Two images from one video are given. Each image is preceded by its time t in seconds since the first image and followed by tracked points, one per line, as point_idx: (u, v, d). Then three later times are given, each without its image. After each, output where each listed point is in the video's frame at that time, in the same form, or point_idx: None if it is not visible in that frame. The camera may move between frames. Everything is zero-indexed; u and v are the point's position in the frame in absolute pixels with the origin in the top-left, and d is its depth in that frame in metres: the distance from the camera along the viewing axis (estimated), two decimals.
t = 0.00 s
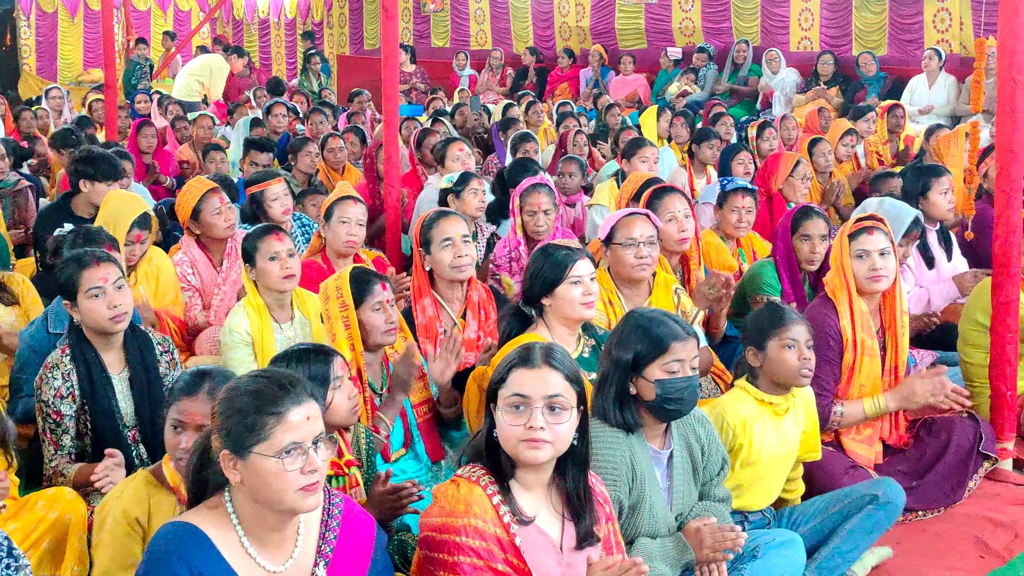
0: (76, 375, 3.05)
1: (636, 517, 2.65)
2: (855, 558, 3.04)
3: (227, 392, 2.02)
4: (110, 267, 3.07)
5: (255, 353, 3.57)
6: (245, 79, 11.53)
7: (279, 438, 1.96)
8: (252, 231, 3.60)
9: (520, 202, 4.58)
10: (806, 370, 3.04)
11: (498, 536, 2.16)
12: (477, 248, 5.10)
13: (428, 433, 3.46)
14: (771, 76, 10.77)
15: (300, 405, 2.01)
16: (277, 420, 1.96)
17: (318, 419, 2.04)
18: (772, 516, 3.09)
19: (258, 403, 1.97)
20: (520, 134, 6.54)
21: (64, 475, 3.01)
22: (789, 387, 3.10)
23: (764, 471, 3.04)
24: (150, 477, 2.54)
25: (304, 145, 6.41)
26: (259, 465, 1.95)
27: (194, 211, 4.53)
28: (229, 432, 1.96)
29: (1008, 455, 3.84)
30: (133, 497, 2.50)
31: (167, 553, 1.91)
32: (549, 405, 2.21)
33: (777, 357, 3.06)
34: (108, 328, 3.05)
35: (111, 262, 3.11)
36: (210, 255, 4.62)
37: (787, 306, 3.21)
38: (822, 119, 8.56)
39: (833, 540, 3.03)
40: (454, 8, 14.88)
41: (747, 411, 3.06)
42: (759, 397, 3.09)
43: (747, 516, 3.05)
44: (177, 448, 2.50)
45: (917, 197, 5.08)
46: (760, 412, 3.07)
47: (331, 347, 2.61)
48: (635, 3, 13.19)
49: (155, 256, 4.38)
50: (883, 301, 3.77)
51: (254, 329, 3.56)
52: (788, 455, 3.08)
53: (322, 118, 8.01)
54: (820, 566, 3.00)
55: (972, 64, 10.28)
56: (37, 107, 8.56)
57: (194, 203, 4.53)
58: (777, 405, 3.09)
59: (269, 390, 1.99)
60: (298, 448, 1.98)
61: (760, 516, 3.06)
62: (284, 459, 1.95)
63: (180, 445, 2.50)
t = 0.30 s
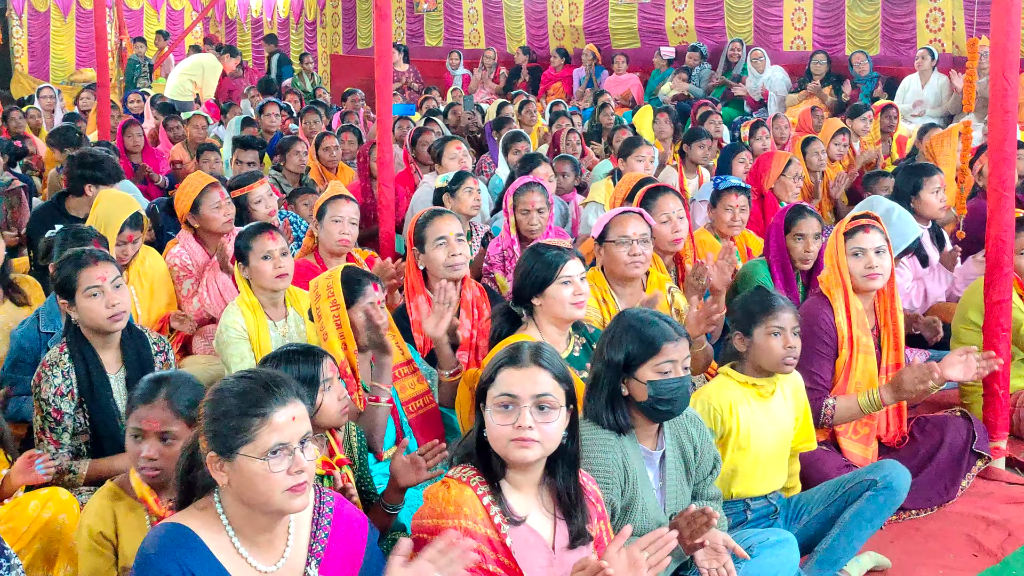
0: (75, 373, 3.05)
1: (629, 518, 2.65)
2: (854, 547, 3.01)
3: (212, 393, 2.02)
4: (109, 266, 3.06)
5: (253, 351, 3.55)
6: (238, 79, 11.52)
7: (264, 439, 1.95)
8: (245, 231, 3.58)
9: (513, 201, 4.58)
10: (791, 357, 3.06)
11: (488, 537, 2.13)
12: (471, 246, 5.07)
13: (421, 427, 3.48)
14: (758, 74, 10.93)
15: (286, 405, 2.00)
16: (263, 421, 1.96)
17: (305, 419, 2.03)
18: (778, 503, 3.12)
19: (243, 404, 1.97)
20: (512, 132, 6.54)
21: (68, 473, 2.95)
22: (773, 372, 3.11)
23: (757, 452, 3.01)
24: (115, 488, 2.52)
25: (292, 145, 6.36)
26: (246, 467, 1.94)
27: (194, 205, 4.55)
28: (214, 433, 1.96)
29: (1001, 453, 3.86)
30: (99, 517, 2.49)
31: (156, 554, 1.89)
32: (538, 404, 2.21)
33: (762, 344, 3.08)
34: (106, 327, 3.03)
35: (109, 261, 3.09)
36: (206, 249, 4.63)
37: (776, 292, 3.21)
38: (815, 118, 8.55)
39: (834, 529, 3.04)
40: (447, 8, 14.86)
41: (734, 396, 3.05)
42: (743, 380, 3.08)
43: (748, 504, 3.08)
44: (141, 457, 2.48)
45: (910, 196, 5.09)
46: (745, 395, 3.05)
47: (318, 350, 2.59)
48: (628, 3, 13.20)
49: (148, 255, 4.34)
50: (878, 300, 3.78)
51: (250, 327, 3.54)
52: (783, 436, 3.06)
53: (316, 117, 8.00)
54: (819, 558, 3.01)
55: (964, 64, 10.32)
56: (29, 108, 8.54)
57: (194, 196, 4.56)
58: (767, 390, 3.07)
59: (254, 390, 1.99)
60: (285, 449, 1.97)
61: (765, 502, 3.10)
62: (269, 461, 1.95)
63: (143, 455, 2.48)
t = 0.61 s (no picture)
0: (66, 373, 3.03)
1: (620, 518, 2.65)
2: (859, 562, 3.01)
3: (196, 398, 2.01)
4: (99, 265, 3.04)
5: (243, 349, 3.54)
6: (229, 78, 11.50)
7: (249, 442, 1.94)
8: (246, 228, 3.58)
9: (505, 200, 4.57)
10: (791, 354, 3.07)
11: (474, 539, 2.14)
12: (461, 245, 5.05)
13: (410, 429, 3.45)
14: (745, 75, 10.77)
15: (271, 409, 1.99)
16: (248, 425, 1.94)
17: (290, 422, 2.02)
18: (783, 503, 3.07)
19: (227, 407, 1.96)
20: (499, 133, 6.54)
21: (62, 469, 2.94)
22: (774, 370, 3.11)
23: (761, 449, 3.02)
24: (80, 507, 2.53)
25: (280, 144, 6.32)
26: (231, 471, 1.93)
27: (203, 200, 4.48)
28: (199, 439, 1.95)
29: (991, 451, 3.87)
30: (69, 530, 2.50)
31: (143, 560, 1.89)
32: (518, 403, 2.20)
33: (760, 343, 3.07)
34: (97, 326, 3.01)
35: (101, 260, 3.07)
36: (212, 244, 4.56)
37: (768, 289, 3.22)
38: (807, 118, 8.56)
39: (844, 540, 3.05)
40: (439, 7, 14.84)
41: (738, 396, 3.06)
42: (748, 379, 3.10)
43: (754, 501, 3.03)
44: (111, 487, 2.52)
45: (901, 195, 5.10)
46: (750, 394, 3.07)
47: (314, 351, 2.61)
48: (620, 2, 13.19)
49: (148, 254, 4.42)
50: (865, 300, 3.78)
51: (246, 324, 3.54)
52: (783, 431, 3.07)
53: (307, 116, 7.98)
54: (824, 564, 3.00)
55: (954, 63, 10.35)
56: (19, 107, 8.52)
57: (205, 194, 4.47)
58: (768, 387, 3.09)
59: (237, 393, 1.97)
60: (270, 452, 1.95)
61: (770, 501, 3.05)
62: (255, 464, 1.93)
63: (114, 485, 2.52)
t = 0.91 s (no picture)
0: (54, 378, 3.02)
1: (619, 516, 2.64)
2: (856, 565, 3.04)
3: (184, 399, 2.01)
4: (87, 268, 3.02)
5: (247, 347, 3.52)
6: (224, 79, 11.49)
7: (238, 444, 1.93)
8: (249, 227, 3.57)
9: (501, 200, 4.58)
10: (819, 360, 3.05)
11: (465, 542, 2.13)
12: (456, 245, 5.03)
13: (411, 426, 3.42)
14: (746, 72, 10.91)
15: (260, 409, 1.98)
16: (237, 426, 1.94)
17: (279, 422, 2.01)
18: (782, 511, 3.09)
19: (215, 409, 1.95)
20: (488, 134, 6.56)
21: (45, 478, 2.92)
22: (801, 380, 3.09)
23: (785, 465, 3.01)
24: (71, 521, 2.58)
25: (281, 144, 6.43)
26: (220, 472, 1.92)
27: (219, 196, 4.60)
28: (189, 441, 1.94)
29: (987, 451, 3.85)
30: (63, 532, 2.56)
31: (134, 562, 1.88)
32: (503, 404, 2.19)
33: (788, 350, 3.06)
34: (85, 328, 3.00)
35: (88, 263, 3.05)
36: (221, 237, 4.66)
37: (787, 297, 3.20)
38: (802, 117, 8.57)
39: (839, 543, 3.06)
40: (433, 7, 14.86)
41: (763, 412, 3.01)
42: (773, 396, 3.04)
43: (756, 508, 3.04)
44: (97, 512, 2.53)
45: (896, 195, 5.10)
46: (775, 411, 3.02)
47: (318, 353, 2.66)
48: (615, 2, 13.21)
49: (146, 256, 4.32)
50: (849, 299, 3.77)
51: (245, 321, 3.52)
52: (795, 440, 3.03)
53: (302, 116, 7.98)
54: (821, 567, 3.02)
55: (949, 63, 10.37)
56: (13, 108, 8.50)
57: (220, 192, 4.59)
58: (791, 401, 3.05)
59: (225, 395, 1.97)
60: (260, 453, 1.95)
61: (770, 508, 3.07)
62: (244, 466, 1.93)
63: (100, 511, 2.53)
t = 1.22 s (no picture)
0: (48, 378, 3.01)
1: (618, 515, 2.64)
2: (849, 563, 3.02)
3: (182, 398, 2.01)
4: (78, 269, 3.02)
5: (243, 344, 3.52)
6: (219, 79, 11.49)
7: (235, 442, 1.94)
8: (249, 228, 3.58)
9: (497, 200, 4.57)
10: (818, 370, 3.03)
11: (458, 545, 2.15)
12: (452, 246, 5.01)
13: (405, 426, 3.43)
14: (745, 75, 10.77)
15: (257, 408, 1.98)
16: (234, 425, 1.94)
17: (277, 421, 2.01)
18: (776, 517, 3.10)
19: (213, 406, 1.96)
20: (481, 136, 6.56)
21: (45, 478, 2.96)
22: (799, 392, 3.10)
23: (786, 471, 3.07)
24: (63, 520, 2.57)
25: (281, 145, 6.44)
26: (216, 471, 1.93)
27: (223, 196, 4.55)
28: (187, 438, 1.95)
29: (981, 451, 3.87)
30: (56, 532, 2.56)
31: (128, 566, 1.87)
32: (492, 407, 2.19)
33: (787, 361, 3.03)
34: (78, 331, 2.99)
35: (80, 265, 3.04)
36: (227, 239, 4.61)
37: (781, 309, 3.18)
38: (797, 118, 8.59)
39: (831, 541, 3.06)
40: (429, 8, 14.89)
41: (762, 424, 3.03)
42: (771, 405, 3.08)
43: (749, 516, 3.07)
44: (88, 512, 2.48)
45: (891, 195, 5.11)
46: (773, 422, 3.06)
47: (328, 354, 2.70)
48: (610, 3, 13.22)
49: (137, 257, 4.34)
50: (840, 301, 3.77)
51: (244, 318, 3.51)
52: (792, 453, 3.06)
53: (297, 117, 7.98)
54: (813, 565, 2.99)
55: (944, 64, 10.38)
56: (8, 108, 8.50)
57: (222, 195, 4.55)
58: (789, 413, 3.09)
59: (223, 393, 1.97)
60: (256, 451, 1.95)
61: (764, 514, 3.08)
62: (240, 464, 1.93)
63: (91, 510, 2.48)
